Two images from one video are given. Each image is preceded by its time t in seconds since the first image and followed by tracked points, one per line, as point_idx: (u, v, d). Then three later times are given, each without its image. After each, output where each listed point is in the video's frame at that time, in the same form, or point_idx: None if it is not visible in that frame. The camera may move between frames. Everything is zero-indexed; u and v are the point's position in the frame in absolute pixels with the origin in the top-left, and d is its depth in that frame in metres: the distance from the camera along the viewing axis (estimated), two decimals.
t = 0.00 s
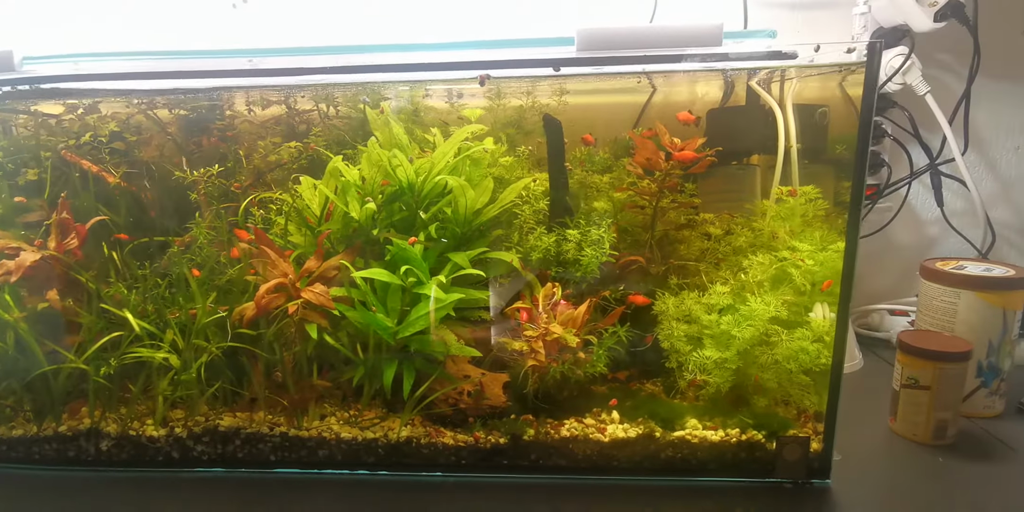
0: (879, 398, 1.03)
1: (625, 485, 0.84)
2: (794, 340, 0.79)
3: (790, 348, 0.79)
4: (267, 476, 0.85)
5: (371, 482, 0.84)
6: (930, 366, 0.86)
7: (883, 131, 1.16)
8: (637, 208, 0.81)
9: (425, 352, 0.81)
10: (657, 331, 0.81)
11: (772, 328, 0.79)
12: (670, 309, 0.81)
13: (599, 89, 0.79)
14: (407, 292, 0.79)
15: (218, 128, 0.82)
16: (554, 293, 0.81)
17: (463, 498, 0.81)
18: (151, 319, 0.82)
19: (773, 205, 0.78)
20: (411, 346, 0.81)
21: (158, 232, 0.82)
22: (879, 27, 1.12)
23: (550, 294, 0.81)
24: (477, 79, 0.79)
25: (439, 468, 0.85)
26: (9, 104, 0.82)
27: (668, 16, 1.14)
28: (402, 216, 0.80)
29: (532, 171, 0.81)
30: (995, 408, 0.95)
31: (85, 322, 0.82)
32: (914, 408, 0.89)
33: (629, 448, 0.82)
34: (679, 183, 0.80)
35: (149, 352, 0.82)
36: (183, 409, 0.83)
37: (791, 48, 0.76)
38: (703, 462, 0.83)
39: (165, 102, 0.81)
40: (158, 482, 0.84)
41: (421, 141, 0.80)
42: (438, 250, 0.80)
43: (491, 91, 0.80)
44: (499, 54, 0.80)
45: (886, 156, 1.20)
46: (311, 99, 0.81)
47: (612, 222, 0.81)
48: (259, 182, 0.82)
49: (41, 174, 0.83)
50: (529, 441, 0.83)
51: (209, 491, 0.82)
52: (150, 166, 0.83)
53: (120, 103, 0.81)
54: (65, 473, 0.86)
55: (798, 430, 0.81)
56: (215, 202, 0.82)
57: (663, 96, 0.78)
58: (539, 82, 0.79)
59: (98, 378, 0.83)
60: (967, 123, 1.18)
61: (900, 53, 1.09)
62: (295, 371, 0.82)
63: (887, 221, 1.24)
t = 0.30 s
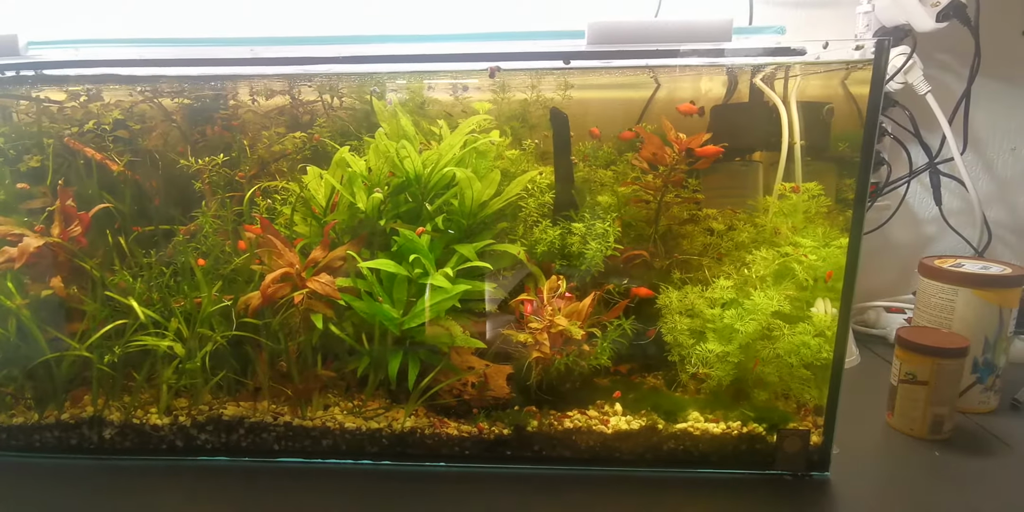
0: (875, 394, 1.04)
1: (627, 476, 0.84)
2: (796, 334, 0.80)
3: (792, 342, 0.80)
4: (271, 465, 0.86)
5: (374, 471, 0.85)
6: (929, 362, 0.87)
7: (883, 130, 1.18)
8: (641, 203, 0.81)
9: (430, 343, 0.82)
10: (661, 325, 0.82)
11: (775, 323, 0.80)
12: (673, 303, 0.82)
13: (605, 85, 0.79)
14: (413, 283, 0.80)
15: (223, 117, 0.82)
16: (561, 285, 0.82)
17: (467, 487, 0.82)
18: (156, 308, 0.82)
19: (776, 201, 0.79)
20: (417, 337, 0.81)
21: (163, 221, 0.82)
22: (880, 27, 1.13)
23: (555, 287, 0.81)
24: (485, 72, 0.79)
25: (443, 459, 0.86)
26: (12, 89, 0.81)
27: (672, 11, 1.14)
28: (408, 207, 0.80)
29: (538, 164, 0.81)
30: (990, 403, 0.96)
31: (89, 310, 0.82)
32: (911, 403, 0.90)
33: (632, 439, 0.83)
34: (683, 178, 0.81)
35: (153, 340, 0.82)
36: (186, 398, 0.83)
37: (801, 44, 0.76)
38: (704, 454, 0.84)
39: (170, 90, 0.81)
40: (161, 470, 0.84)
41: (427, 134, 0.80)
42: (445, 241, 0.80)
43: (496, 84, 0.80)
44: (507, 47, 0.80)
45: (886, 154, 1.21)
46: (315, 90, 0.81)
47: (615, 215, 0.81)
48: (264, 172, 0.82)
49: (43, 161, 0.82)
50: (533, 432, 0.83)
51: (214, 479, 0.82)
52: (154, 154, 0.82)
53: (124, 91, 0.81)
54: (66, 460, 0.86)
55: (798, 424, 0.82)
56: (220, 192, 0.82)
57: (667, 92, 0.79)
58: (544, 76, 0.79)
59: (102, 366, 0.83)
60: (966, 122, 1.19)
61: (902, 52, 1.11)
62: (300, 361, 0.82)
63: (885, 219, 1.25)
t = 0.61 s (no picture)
0: (871, 389, 1.06)
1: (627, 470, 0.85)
2: (795, 331, 0.81)
3: (792, 339, 0.81)
4: (273, 458, 0.86)
5: (376, 465, 0.85)
6: (925, 358, 0.88)
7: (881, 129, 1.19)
8: (643, 200, 0.81)
9: (432, 338, 0.82)
10: (662, 322, 0.83)
11: (775, 319, 0.81)
12: (673, 299, 0.82)
13: (607, 79, 0.80)
14: (416, 278, 0.80)
15: (224, 110, 0.81)
16: (563, 281, 0.82)
17: (469, 481, 0.82)
18: (157, 301, 0.82)
19: (776, 198, 0.80)
20: (420, 332, 0.82)
21: (165, 214, 0.82)
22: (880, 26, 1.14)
23: (557, 283, 0.82)
24: (491, 68, 0.79)
25: (445, 453, 0.86)
26: (13, 81, 0.81)
27: (673, 10, 1.15)
28: (411, 202, 0.80)
29: (540, 160, 0.81)
30: (983, 400, 0.97)
31: (91, 303, 0.82)
32: (906, 399, 0.91)
33: (632, 434, 0.84)
34: (686, 176, 0.81)
35: (156, 334, 0.82)
36: (188, 391, 0.84)
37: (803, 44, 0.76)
38: (704, 449, 0.85)
39: (170, 83, 0.80)
40: (163, 462, 0.84)
41: (431, 129, 0.80)
42: (448, 237, 0.80)
43: (498, 80, 0.79)
44: (513, 43, 0.80)
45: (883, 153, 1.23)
46: (317, 84, 0.81)
47: (614, 212, 0.81)
48: (265, 165, 0.81)
49: (43, 153, 0.82)
50: (535, 426, 0.84)
51: (216, 472, 0.83)
52: (153, 146, 0.82)
53: (125, 84, 0.80)
54: (67, 453, 0.86)
55: (797, 420, 0.83)
56: (221, 185, 0.81)
57: (668, 89, 0.79)
58: (546, 72, 0.79)
59: (104, 359, 0.83)
60: (963, 122, 1.20)
61: (901, 52, 1.11)
62: (303, 355, 0.82)
63: (882, 217, 1.26)
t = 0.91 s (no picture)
0: (861, 379, 1.08)
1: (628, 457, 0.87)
2: (794, 321, 0.82)
3: (790, 329, 0.82)
4: (273, 446, 0.87)
5: (379, 453, 0.86)
6: (915, 349, 0.90)
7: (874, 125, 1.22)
8: (644, 190, 0.81)
9: (435, 327, 0.82)
10: (662, 313, 0.83)
11: (774, 310, 0.82)
12: (673, 289, 0.83)
13: (605, 73, 0.79)
14: (421, 266, 0.80)
15: (221, 95, 0.79)
16: (566, 271, 0.82)
17: (472, 468, 0.83)
18: (156, 288, 0.81)
19: (774, 192, 0.80)
20: (423, 322, 0.82)
21: (164, 199, 0.81)
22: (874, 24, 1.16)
23: (561, 274, 0.82)
24: (502, 56, 0.78)
25: (447, 440, 0.87)
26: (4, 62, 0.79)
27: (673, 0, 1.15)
28: (414, 190, 0.80)
29: (542, 150, 0.81)
30: (969, 390, 1.00)
31: (88, 290, 0.81)
32: (897, 389, 0.94)
33: (633, 422, 0.85)
34: (688, 167, 0.81)
35: (155, 322, 0.82)
36: (188, 379, 0.84)
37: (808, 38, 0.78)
38: (703, 437, 0.86)
39: (167, 66, 0.78)
40: (163, 450, 0.85)
41: (435, 118, 0.79)
42: (451, 226, 0.80)
43: (500, 70, 0.79)
44: (521, 33, 0.80)
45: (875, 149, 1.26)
46: (316, 69, 0.79)
47: (615, 202, 0.81)
48: (266, 151, 0.81)
49: (37, 136, 0.80)
50: (537, 414, 0.85)
51: (218, 460, 0.83)
52: (149, 131, 0.80)
53: (120, 66, 0.79)
54: (64, 441, 0.86)
55: (793, 408, 0.85)
56: (222, 171, 0.80)
57: (666, 82, 0.79)
58: (547, 62, 0.78)
59: (102, 346, 0.82)
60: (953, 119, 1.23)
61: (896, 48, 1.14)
62: (305, 342, 0.82)
63: (872, 211, 1.29)
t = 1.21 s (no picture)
0: (853, 370, 1.10)
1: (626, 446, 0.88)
2: (790, 313, 0.84)
3: (786, 320, 0.84)
4: (275, 434, 0.88)
5: (380, 441, 0.87)
6: (907, 341, 0.92)
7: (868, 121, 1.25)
8: (644, 183, 0.82)
9: (436, 317, 0.83)
10: (660, 304, 0.84)
11: (771, 302, 0.84)
12: (672, 280, 0.84)
13: (606, 65, 0.79)
14: (423, 257, 0.80)
15: (221, 84, 0.79)
16: (567, 262, 0.83)
17: (473, 455, 0.85)
18: (159, 276, 0.81)
19: (772, 186, 0.81)
20: (426, 311, 0.82)
21: (166, 187, 0.81)
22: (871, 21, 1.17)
23: (563, 265, 0.83)
24: (507, 49, 0.79)
25: (448, 429, 0.88)
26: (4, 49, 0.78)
27: None
28: (417, 181, 0.80)
29: (544, 143, 0.81)
30: (957, 381, 1.03)
31: (90, 278, 0.81)
32: (888, 379, 0.96)
33: (632, 411, 0.87)
34: (687, 160, 0.82)
35: (158, 310, 0.82)
36: (190, 368, 0.84)
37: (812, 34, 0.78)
38: (700, 426, 0.88)
39: (168, 54, 0.78)
40: (166, 438, 0.85)
41: (438, 109, 0.80)
42: (454, 216, 0.81)
43: (500, 62, 0.79)
44: (523, 26, 0.80)
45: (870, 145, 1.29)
46: (318, 60, 0.79)
47: (615, 195, 0.82)
48: (267, 140, 0.81)
49: (36, 123, 0.80)
50: (537, 403, 0.87)
51: (220, 448, 0.84)
52: (150, 119, 0.80)
53: (121, 54, 0.78)
54: (65, 429, 0.87)
55: (788, 398, 0.87)
56: (223, 161, 0.80)
57: (665, 76, 0.79)
58: (547, 55, 0.79)
59: (105, 334, 0.83)
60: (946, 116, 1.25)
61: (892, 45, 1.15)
62: (308, 331, 0.83)
63: (865, 206, 1.32)
